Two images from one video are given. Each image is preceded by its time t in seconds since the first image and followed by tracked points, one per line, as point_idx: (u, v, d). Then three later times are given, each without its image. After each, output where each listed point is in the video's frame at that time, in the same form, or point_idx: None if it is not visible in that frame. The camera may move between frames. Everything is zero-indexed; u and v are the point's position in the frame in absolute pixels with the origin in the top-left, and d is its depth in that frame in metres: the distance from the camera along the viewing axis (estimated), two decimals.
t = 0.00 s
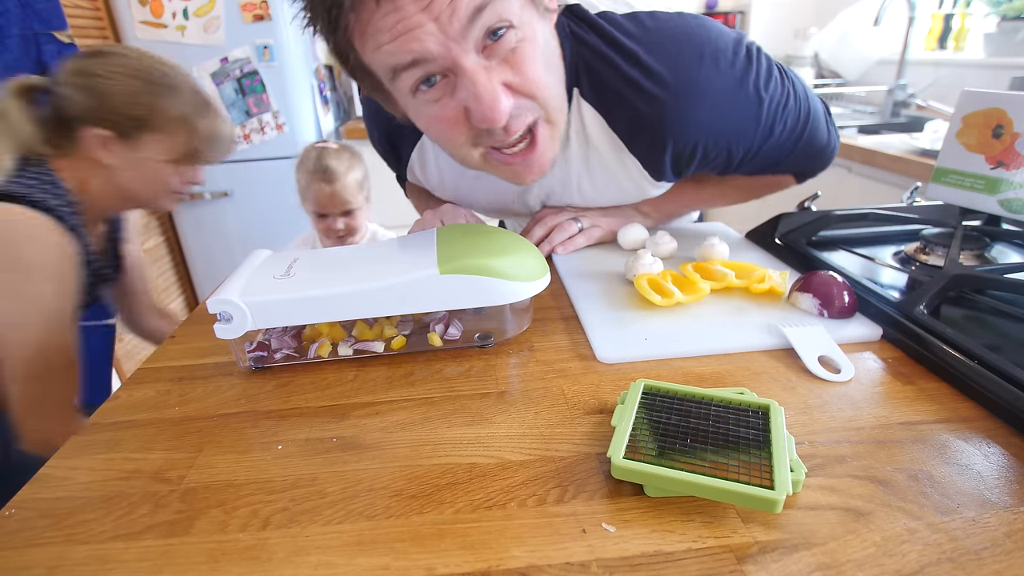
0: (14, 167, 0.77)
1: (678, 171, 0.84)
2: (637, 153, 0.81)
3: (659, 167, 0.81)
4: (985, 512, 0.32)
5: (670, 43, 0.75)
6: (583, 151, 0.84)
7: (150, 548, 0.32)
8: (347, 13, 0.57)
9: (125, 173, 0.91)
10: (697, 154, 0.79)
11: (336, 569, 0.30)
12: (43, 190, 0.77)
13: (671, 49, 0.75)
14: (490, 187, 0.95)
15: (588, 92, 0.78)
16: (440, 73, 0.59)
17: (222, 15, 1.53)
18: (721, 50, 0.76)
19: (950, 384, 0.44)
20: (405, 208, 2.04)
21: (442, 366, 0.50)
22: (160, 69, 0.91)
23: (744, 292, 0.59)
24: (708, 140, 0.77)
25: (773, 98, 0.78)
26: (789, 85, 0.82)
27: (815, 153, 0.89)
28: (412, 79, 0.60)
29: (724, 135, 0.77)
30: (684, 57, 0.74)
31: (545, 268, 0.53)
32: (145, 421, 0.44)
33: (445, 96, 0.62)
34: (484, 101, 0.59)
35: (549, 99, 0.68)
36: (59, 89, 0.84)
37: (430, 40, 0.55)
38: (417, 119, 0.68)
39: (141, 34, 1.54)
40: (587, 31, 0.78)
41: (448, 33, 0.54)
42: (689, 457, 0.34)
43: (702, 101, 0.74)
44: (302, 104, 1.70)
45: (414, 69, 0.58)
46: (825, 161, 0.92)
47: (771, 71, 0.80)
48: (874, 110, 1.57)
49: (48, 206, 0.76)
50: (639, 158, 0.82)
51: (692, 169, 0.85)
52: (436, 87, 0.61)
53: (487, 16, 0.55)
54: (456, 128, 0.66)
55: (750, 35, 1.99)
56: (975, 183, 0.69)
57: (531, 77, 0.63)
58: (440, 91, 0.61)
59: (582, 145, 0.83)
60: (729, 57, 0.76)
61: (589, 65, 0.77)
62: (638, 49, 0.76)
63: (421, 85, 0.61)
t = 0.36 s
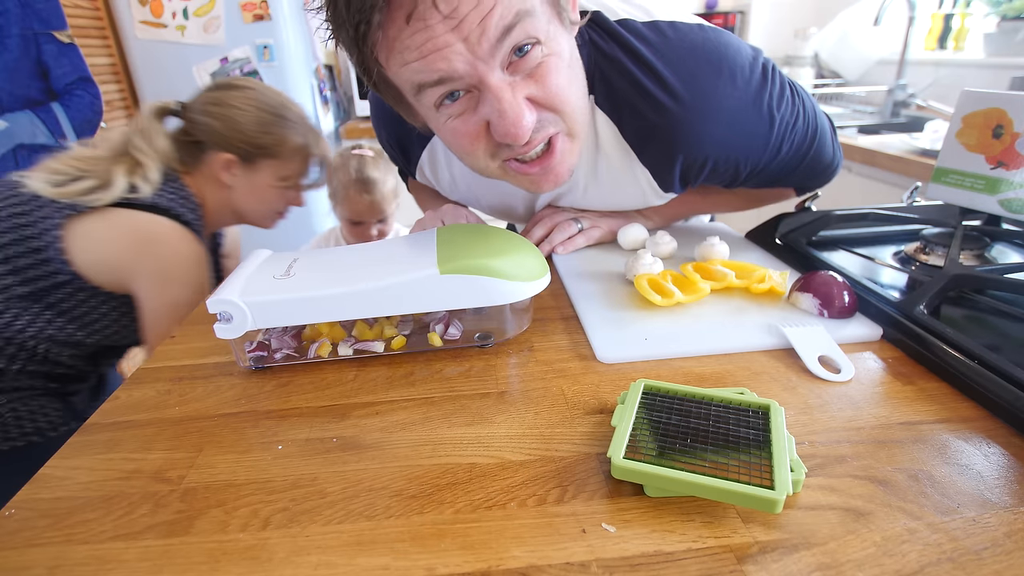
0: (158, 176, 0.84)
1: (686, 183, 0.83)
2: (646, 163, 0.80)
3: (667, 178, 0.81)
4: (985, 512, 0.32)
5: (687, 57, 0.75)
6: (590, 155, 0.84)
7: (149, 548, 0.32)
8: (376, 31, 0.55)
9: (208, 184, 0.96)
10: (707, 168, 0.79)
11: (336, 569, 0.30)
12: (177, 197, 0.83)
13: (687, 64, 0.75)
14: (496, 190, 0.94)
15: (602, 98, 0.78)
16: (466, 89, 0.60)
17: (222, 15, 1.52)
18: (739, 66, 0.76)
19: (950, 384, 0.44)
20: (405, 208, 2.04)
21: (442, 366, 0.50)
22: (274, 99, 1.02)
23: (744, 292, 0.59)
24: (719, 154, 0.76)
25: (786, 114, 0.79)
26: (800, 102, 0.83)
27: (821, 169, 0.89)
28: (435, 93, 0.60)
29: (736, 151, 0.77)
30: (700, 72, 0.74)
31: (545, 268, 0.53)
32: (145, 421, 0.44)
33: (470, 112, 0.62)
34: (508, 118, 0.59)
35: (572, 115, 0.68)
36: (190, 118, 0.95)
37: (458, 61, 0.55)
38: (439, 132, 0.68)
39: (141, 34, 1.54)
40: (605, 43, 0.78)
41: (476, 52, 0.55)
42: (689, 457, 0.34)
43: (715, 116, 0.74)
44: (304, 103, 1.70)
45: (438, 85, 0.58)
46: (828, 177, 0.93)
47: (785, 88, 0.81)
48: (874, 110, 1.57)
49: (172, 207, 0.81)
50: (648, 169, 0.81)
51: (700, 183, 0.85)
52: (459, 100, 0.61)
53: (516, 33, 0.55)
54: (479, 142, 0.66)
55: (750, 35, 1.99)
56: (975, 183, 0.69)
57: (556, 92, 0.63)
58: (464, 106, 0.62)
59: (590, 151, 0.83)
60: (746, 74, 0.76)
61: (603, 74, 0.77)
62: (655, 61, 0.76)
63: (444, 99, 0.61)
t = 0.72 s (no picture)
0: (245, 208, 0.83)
1: (679, 170, 0.83)
2: (638, 153, 0.80)
3: (659, 167, 0.81)
4: (985, 512, 0.32)
5: (668, 44, 0.76)
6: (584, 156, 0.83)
7: (150, 548, 0.32)
8: (354, 25, 0.56)
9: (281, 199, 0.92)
10: (697, 154, 0.79)
11: (336, 569, 0.30)
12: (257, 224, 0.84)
13: (670, 52, 0.75)
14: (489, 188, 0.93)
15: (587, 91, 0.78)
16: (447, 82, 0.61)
17: (222, 15, 1.52)
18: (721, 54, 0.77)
19: (950, 384, 0.44)
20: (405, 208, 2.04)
21: (442, 366, 0.50)
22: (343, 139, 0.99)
23: (744, 292, 0.59)
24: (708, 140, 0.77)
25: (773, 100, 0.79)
26: (784, 83, 0.83)
27: (811, 148, 0.89)
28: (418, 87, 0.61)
29: (722, 136, 0.77)
30: (684, 58, 0.75)
31: (545, 268, 0.53)
32: (145, 421, 0.44)
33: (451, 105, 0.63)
34: (488, 109, 0.60)
35: (551, 109, 0.70)
36: (267, 149, 0.92)
37: (438, 53, 0.56)
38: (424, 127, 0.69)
39: (141, 34, 1.53)
40: (583, 34, 0.78)
41: (454, 45, 0.56)
42: (689, 457, 0.34)
43: (700, 102, 0.74)
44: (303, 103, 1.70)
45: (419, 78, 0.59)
46: (819, 157, 0.93)
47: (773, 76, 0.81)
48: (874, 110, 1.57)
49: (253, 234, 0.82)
50: (640, 158, 0.81)
51: (693, 169, 0.85)
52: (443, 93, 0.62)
53: (494, 26, 0.56)
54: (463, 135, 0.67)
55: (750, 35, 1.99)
56: (975, 183, 0.69)
57: (537, 83, 0.64)
58: (446, 99, 0.63)
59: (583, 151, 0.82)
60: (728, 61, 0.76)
61: (587, 67, 0.77)
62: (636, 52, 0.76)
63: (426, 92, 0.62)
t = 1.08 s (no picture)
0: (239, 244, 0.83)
1: (674, 170, 0.82)
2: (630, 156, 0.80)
3: (653, 169, 0.81)
4: (985, 512, 0.32)
5: (656, 46, 0.76)
6: (577, 161, 0.83)
7: (150, 548, 0.32)
8: (325, 53, 0.54)
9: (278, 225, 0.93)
10: (692, 153, 0.79)
11: (336, 568, 0.30)
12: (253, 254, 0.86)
13: (656, 53, 0.75)
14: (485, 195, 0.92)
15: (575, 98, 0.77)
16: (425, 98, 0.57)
17: (222, 15, 1.53)
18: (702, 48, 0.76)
19: (950, 384, 0.44)
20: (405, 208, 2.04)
21: (442, 366, 0.50)
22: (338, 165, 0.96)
23: (744, 292, 0.59)
24: (701, 140, 0.77)
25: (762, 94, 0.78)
26: (780, 79, 0.82)
27: (811, 144, 0.89)
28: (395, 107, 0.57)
29: (716, 135, 0.77)
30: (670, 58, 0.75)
31: (545, 268, 0.53)
32: (146, 421, 0.44)
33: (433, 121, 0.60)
34: (473, 122, 0.58)
35: (536, 113, 0.67)
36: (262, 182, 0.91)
37: (411, 65, 0.53)
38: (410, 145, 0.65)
39: (141, 34, 1.53)
40: (565, 40, 0.77)
41: (425, 55, 0.52)
42: (689, 457, 0.34)
43: (693, 103, 0.74)
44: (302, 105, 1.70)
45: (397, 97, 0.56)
46: (822, 151, 0.93)
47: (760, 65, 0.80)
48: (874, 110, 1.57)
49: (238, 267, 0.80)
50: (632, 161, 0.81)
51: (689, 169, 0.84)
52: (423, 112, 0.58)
53: (465, 33, 0.53)
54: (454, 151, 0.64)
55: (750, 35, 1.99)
56: (975, 183, 0.69)
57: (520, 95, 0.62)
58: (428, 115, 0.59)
59: (578, 157, 0.82)
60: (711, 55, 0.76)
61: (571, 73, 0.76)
62: (621, 54, 0.76)
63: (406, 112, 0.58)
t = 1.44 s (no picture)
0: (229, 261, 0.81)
1: (671, 173, 0.83)
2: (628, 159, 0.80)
3: (651, 172, 0.81)
4: (985, 512, 0.32)
5: (660, 50, 0.76)
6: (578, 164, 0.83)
7: (150, 548, 0.32)
8: (299, 52, 0.56)
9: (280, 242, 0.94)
10: (690, 157, 0.79)
11: (336, 568, 0.30)
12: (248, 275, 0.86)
13: (660, 57, 0.75)
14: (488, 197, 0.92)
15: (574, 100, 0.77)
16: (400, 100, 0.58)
17: (222, 15, 1.53)
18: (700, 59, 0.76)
19: (950, 384, 0.44)
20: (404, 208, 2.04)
21: (442, 366, 0.50)
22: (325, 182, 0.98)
23: (744, 292, 0.59)
24: (701, 144, 0.77)
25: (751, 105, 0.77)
26: (783, 84, 0.83)
27: (813, 150, 0.90)
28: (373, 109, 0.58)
29: (715, 140, 0.77)
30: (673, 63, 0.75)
31: (545, 268, 0.53)
32: (145, 421, 0.44)
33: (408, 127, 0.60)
34: (438, 127, 0.57)
35: (512, 121, 0.65)
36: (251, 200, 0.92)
37: (377, 71, 0.53)
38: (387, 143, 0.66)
39: (141, 34, 1.53)
40: (566, 44, 0.78)
41: (390, 61, 0.53)
42: (689, 457, 0.34)
43: (692, 106, 0.74)
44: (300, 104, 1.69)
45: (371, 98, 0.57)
46: (824, 157, 0.93)
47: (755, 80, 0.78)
48: (874, 110, 1.57)
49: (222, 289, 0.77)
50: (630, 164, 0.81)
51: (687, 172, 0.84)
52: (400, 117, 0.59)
53: (431, 41, 0.52)
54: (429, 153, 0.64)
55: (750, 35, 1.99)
56: (975, 183, 0.69)
57: (492, 103, 0.60)
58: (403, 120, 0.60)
59: (578, 159, 0.82)
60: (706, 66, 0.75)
61: (569, 76, 0.76)
62: (621, 59, 0.75)
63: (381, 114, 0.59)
